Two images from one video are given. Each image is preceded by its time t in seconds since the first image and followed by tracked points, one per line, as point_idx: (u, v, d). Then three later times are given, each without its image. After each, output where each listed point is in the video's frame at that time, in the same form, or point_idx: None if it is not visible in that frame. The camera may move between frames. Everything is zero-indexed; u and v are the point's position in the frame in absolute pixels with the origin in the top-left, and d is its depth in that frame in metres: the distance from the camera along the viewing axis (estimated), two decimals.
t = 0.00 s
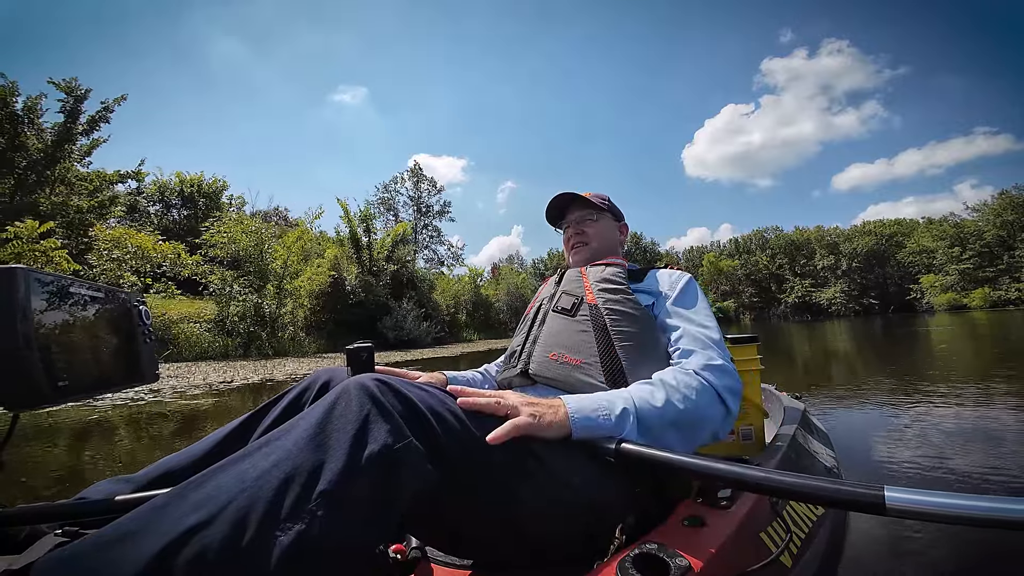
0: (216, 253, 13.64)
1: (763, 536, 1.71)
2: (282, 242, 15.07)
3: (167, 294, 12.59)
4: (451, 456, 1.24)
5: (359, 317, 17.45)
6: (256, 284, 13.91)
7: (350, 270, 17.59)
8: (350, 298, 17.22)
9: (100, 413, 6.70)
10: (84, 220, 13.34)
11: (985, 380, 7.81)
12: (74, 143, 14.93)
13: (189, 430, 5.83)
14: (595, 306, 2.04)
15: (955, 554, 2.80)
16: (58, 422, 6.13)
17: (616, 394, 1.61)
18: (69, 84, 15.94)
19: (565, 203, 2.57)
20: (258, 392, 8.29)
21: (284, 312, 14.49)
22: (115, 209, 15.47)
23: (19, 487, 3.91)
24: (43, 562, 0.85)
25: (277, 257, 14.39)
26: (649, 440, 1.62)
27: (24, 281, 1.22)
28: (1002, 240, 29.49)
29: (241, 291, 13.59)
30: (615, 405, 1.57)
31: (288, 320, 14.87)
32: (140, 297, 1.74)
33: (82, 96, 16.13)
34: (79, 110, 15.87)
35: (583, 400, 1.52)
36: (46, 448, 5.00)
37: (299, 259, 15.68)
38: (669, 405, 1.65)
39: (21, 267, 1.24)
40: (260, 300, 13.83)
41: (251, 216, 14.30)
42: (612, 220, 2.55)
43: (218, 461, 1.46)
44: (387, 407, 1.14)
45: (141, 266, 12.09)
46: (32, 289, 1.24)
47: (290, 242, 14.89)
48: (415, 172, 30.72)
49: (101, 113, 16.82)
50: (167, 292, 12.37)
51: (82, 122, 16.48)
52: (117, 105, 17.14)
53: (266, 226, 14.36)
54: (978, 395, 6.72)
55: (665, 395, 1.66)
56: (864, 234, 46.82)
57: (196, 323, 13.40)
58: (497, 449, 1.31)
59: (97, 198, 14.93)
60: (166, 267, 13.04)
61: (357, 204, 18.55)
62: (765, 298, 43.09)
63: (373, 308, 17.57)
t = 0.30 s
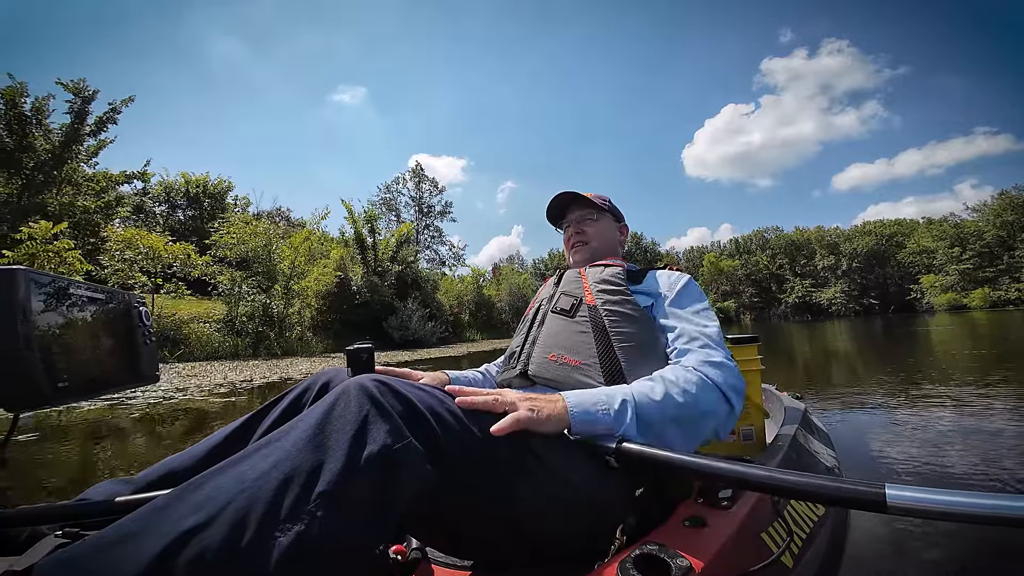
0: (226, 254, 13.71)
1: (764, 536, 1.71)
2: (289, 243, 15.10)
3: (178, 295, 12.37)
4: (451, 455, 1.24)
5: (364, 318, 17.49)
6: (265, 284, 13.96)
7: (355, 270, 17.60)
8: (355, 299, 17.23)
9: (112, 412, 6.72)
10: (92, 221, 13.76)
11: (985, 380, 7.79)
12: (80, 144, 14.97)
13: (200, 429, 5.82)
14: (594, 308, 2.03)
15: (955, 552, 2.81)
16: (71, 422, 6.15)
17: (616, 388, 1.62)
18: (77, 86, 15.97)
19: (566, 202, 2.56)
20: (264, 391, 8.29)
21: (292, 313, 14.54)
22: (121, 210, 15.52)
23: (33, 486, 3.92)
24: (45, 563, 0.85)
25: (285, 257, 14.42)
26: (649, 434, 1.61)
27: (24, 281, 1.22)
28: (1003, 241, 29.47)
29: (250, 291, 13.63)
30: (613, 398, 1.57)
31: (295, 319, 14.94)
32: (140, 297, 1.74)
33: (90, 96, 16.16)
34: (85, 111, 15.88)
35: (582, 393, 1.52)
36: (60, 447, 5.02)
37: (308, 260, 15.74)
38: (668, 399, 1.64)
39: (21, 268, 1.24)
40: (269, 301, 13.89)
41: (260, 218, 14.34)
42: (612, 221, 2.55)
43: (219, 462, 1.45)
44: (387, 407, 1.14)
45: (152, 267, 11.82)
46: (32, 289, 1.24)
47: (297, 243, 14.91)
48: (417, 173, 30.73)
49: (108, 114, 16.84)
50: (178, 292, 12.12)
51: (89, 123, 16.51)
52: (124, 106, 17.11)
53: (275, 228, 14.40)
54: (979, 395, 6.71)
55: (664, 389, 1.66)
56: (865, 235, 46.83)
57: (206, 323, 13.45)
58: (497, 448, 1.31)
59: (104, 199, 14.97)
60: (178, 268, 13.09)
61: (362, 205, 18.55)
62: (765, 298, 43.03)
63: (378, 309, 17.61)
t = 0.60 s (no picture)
0: (235, 255, 13.75)
1: (764, 536, 1.71)
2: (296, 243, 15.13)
3: (188, 294, 12.36)
4: (450, 455, 1.24)
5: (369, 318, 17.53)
6: (273, 284, 14.02)
7: (361, 270, 17.64)
8: (361, 299, 17.28)
9: (121, 412, 6.73)
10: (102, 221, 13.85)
11: (986, 380, 7.79)
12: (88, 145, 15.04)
13: (209, 430, 5.81)
14: (592, 307, 2.02)
15: (955, 554, 2.80)
16: (81, 422, 6.16)
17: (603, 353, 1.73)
18: (84, 87, 16.02)
19: (566, 199, 2.56)
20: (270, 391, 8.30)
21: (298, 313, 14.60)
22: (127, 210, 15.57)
23: (43, 487, 3.92)
24: (42, 563, 0.84)
25: (292, 257, 14.46)
26: (625, 396, 1.65)
27: (24, 282, 1.22)
28: (1003, 241, 29.46)
29: (258, 291, 13.75)
30: (595, 357, 1.69)
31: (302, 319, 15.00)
32: (140, 296, 1.74)
33: (97, 97, 16.23)
34: (93, 112, 15.93)
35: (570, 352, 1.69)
36: (70, 447, 5.02)
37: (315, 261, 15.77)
38: (651, 369, 1.67)
39: (20, 268, 1.23)
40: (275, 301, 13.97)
41: (268, 219, 14.39)
42: (611, 219, 2.55)
43: (219, 462, 1.45)
44: (387, 407, 1.13)
45: (162, 268, 11.79)
46: (32, 289, 1.24)
47: (304, 244, 14.95)
48: (419, 173, 30.76)
49: (115, 115, 16.89)
50: (188, 292, 12.07)
51: (97, 124, 16.56)
52: (131, 107, 17.18)
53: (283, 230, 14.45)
54: (979, 395, 6.71)
55: (647, 359, 1.70)
56: (865, 235, 46.88)
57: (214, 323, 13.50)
58: (496, 447, 1.31)
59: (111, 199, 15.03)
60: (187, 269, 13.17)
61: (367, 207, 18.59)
62: (765, 298, 42.99)
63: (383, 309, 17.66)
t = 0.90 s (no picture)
0: (243, 255, 13.73)
1: (764, 535, 1.71)
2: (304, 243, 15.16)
3: (197, 295, 12.32)
4: (451, 454, 1.24)
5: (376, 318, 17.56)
6: (281, 283, 14.03)
7: (365, 270, 17.66)
8: (366, 299, 17.30)
9: (127, 412, 6.73)
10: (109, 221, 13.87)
11: (986, 380, 7.77)
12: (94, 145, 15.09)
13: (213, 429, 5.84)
14: (593, 306, 2.02)
15: (954, 552, 2.80)
16: (89, 421, 6.17)
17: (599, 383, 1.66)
18: (91, 88, 16.05)
19: (563, 200, 2.56)
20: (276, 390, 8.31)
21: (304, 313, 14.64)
22: (133, 211, 15.62)
23: (46, 487, 3.89)
24: (41, 560, 0.84)
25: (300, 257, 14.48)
26: (631, 424, 1.63)
27: (23, 281, 1.22)
28: (1003, 241, 29.45)
29: (266, 291, 13.77)
30: (593, 391, 1.61)
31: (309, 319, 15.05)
32: (141, 294, 1.73)
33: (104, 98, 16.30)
34: (99, 112, 15.98)
35: (566, 391, 1.58)
36: (77, 447, 5.01)
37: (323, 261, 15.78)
38: (651, 390, 1.65)
39: (20, 266, 1.24)
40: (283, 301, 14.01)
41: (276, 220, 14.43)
42: (609, 217, 2.54)
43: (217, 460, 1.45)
44: (387, 404, 1.13)
45: (172, 268, 11.81)
46: (31, 288, 1.24)
47: (311, 244, 14.95)
48: (420, 173, 30.78)
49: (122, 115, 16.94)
50: (198, 293, 12.03)
51: (103, 125, 16.62)
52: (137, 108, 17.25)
53: (291, 230, 14.47)
54: (979, 395, 6.70)
55: (647, 382, 1.66)
56: (865, 236, 46.90)
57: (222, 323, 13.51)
58: (496, 448, 1.30)
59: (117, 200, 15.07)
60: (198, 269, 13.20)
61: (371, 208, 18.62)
62: (765, 298, 42.89)
63: (388, 309, 17.69)
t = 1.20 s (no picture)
0: (252, 255, 13.75)
1: (764, 535, 1.72)
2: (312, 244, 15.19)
3: (207, 295, 12.31)
4: (452, 454, 1.24)
5: (381, 317, 17.61)
6: (289, 284, 14.06)
7: (370, 269, 17.69)
8: (372, 299, 17.34)
9: (133, 410, 6.72)
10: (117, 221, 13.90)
11: (986, 380, 7.76)
12: (100, 146, 15.09)
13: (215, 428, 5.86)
14: (593, 306, 2.02)
15: (955, 553, 2.81)
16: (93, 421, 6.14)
17: (600, 385, 1.65)
18: (98, 88, 16.03)
19: (562, 202, 2.56)
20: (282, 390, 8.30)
21: (312, 313, 14.69)
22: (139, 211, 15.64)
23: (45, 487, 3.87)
24: (43, 559, 0.84)
25: (307, 258, 14.52)
26: (631, 425, 1.63)
27: (24, 281, 1.22)
28: (1002, 241, 29.46)
29: (275, 291, 13.81)
30: (594, 393, 1.61)
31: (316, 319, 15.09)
32: (141, 294, 1.73)
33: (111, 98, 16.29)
34: (105, 112, 15.98)
35: (566, 392, 1.58)
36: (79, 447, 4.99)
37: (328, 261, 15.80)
38: (652, 393, 1.65)
39: (20, 266, 1.23)
40: (291, 301, 14.05)
41: (285, 221, 14.42)
42: (608, 218, 2.54)
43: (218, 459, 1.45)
44: (387, 404, 1.14)
45: (183, 268, 11.84)
46: (32, 288, 1.24)
47: (319, 246, 14.96)
48: (422, 174, 30.78)
49: (128, 116, 16.93)
50: (207, 293, 12.02)
51: (110, 125, 16.62)
52: (143, 109, 17.26)
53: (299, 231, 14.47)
54: (979, 395, 6.70)
55: (647, 384, 1.67)
56: (864, 236, 46.94)
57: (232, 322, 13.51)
58: (497, 449, 1.31)
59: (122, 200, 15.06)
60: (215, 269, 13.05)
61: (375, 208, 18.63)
62: (765, 298, 42.72)
63: (393, 309, 17.73)
